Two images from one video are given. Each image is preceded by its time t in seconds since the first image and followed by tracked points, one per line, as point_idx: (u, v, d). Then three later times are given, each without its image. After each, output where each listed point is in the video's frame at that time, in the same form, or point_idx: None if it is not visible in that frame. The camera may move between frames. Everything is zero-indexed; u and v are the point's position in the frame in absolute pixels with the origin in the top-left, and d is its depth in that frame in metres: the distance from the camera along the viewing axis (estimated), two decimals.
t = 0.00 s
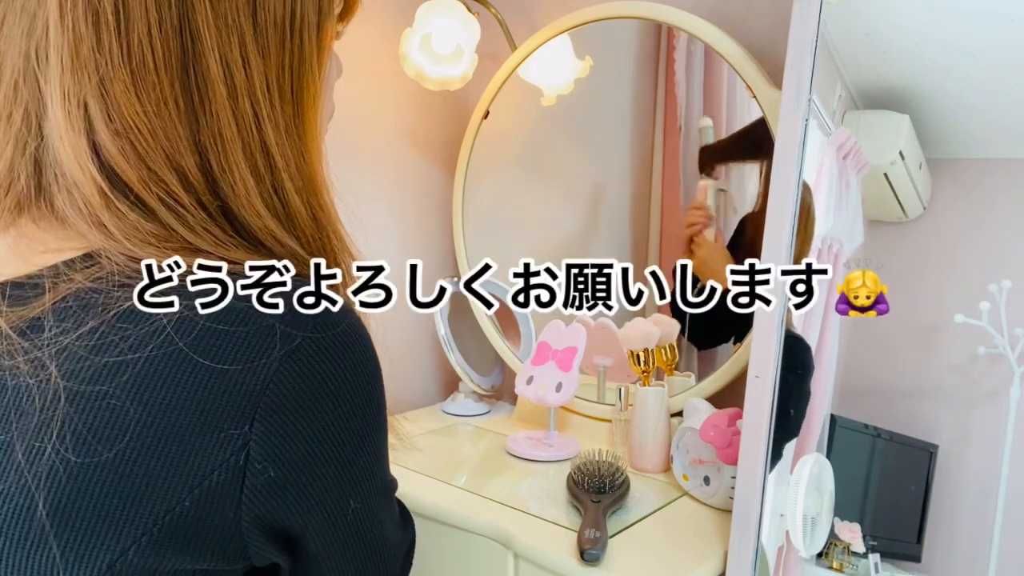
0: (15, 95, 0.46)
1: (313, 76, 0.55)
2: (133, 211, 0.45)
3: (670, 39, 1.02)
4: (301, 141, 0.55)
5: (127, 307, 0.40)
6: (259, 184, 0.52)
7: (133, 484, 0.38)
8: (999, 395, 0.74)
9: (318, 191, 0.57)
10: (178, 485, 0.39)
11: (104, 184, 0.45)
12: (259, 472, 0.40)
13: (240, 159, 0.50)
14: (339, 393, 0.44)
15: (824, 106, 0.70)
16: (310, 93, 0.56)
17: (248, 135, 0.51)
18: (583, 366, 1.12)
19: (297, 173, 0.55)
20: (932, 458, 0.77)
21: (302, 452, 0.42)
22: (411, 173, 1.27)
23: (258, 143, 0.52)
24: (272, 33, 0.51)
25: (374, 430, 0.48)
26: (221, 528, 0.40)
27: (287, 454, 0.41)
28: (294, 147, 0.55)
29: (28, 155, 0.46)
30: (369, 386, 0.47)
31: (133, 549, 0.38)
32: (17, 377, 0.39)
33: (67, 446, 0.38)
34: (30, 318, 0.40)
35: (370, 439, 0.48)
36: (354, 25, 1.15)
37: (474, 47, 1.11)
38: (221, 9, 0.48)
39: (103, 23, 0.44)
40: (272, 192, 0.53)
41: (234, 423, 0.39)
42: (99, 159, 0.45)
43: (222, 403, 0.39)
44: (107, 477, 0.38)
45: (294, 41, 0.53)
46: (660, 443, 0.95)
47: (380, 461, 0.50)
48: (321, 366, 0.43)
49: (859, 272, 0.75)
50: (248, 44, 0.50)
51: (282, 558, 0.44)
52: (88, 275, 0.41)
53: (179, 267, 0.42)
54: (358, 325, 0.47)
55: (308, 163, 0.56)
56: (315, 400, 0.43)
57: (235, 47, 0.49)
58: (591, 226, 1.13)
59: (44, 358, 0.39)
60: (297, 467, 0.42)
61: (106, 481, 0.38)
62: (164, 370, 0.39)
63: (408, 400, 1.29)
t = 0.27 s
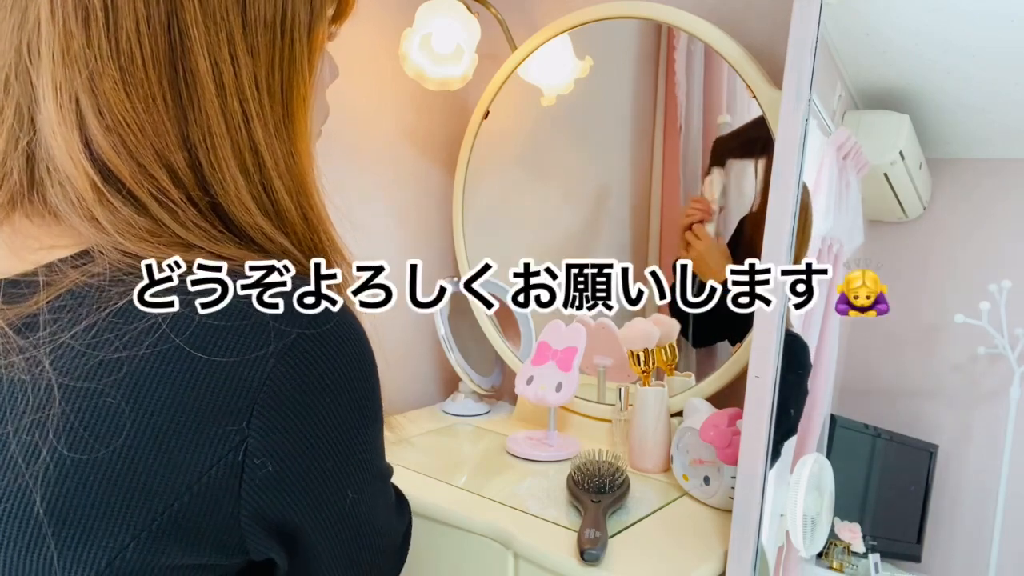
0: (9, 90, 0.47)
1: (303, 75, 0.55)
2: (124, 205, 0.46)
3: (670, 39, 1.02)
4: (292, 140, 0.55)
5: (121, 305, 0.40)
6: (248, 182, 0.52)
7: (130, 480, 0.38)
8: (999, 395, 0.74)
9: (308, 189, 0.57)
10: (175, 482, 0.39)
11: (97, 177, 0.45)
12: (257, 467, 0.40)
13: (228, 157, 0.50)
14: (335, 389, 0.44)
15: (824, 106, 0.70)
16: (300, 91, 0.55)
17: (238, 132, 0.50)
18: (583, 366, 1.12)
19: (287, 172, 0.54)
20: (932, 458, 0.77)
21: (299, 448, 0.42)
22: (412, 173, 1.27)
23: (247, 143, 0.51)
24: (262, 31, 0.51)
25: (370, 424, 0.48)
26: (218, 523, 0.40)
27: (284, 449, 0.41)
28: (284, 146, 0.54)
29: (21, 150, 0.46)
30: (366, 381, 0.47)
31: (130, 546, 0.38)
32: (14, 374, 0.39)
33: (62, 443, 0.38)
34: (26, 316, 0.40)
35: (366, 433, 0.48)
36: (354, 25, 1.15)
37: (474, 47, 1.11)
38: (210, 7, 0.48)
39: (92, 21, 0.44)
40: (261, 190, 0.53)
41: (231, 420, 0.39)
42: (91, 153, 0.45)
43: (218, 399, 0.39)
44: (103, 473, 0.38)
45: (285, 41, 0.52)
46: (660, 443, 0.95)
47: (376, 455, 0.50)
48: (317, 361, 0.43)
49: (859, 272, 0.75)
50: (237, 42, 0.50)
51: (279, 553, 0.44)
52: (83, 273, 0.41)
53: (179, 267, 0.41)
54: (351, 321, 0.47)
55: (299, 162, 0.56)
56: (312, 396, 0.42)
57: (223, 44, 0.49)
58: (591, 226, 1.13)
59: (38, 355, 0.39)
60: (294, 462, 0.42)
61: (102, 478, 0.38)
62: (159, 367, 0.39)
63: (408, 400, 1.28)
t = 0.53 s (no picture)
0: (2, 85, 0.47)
1: (288, 73, 0.54)
2: (115, 199, 0.46)
3: (670, 38, 1.02)
4: (277, 137, 0.55)
5: (113, 301, 0.40)
6: (236, 179, 0.51)
7: (124, 475, 0.38)
8: (999, 395, 0.74)
9: (295, 186, 0.57)
10: (169, 476, 0.39)
11: (86, 171, 0.45)
12: (251, 462, 0.40)
13: (213, 154, 0.50)
14: (329, 383, 0.44)
15: (824, 106, 0.70)
16: (286, 88, 0.55)
17: (223, 128, 0.50)
18: (583, 366, 1.12)
19: (273, 169, 0.54)
20: (933, 458, 0.76)
21: (293, 442, 0.42)
22: (412, 173, 1.27)
23: (232, 140, 0.51)
24: (246, 28, 0.51)
25: (365, 418, 0.48)
26: (213, 517, 0.40)
27: (278, 443, 0.41)
28: (269, 143, 0.54)
29: (13, 145, 0.47)
30: (360, 374, 0.47)
31: (125, 540, 0.38)
32: (7, 369, 0.39)
33: (55, 438, 0.38)
34: (22, 311, 0.40)
35: (360, 428, 0.48)
36: (354, 25, 1.15)
37: (474, 48, 1.11)
38: (193, 3, 0.47)
39: (76, 17, 0.44)
40: (247, 187, 0.52)
41: (225, 415, 0.39)
42: (79, 147, 0.45)
43: (211, 394, 0.39)
44: (97, 468, 0.38)
45: (270, 39, 0.52)
46: (660, 443, 0.95)
47: (371, 448, 0.50)
48: (311, 356, 0.43)
49: (859, 272, 0.75)
50: (221, 38, 0.49)
51: (273, 547, 0.44)
52: (77, 268, 0.41)
53: (179, 268, 0.41)
54: (344, 319, 0.47)
55: (284, 159, 0.55)
56: (305, 390, 0.42)
57: (206, 40, 0.48)
58: (591, 225, 1.13)
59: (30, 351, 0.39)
60: (288, 456, 0.42)
61: (96, 472, 0.38)
62: (153, 361, 0.39)
63: (408, 400, 1.28)
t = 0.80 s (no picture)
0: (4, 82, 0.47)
1: (280, 72, 0.54)
2: (110, 192, 0.46)
3: (669, 38, 1.02)
4: (268, 133, 0.55)
5: (109, 298, 0.40)
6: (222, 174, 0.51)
7: (123, 470, 0.38)
8: (999, 395, 0.74)
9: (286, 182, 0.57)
10: (169, 470, 0.39)
11: (83, 164, 0.45)
12: (250, 457, 0.40)
13: (205, 150, 0.50)
14: (327, 378, 0.45)
15: (824, 105, 0.70)
16: (278, 85, 0.54)
17: (215, 125, 0.50)
18: (583, 366, 1.12)
19: (264, 166, 0.54)
20: (933, 458, 0.76)
21: (292, 437, 0.43)
22: (412, 173, 1.27)
23: (225, 138, 0.51)
24: (237, 25, 0.51)
25: (362, 413, 0.49)
26: (213, 511, 0.40)
27: (277, 438, 0.42)
28: (259, 140, 0.54)
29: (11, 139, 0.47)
30: (357, 369, 0.47)
31: (124, 536, 0.38)
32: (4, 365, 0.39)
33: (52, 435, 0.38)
34: (19, 307, 0.40)
35: (358, 423, 0.48)
36: (353, 24, 1.15)
37: (474, 48, 1.11)
38: None
39: (72, 13, 0.44)
40: (239, 182, 0.52)
41: (223, 410, 0.40)
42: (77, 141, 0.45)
43: (210, 388, 0.39)
44: (95, 463, 0.38)
45: (263, 37, 0.52)
46: (660, 443, 0.95)
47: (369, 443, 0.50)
48: (309, 352, 0.43)
49: (859, 272, 0.75)
50: (213, 36, 0.49)
51: (273, 543, 0.44)
52: (75, 265, 0.41)
53: (179, 267, 0.41)
54: (340, 314, 0.47)
55: (276, 155, 0.55)
56: (304, 385, 0.43)
57: (198, 37, 0.48)
58: (591, 225, 1.13)
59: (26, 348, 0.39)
60: (287, 450, 0.42)
61: (94, 468, 0.38)
62: (150, 357, 0.39)
63: (408, 400, 1.28)
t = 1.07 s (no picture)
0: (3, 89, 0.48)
1: (283, 67, 0.53)
2: (102, 192, 0.46)
3: (669, 38, 1.02)
4: (273, 130, 0.53)
5: (96, 295, 0.40)
6: (219, 168, 0.50)
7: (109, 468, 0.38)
8: (999, 394, 0.74)
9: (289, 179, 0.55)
10: (155, 469, 0.39)
11: (73, 162, 0.45)
12: (237, 457, 0.40)
13: (204, 145, 0.49)
14: (318, 376, 0.44)
15: (825, 105, 0.69)
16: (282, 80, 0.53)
17: (212, 121, 0.49)
18: (583, 366, 1.12)
19: (266, 162, 0.53)
20: (933, 458, 0.77)
21: (281, 437, 0.42)
22: (411, 173, 1.27)
23: (224, 135, 0.50)
24: (238, 20, 0.50)
25: (362, 411, 0.47)
26: (202, 510, 0.40)
27: (266, 438, 0.41)
28: (264, 137, 0.53)
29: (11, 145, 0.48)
30: (352, 366, 0.46)
31: (112, 535, 0.38)
32: None
33: (40, 435, 0.38)
34: (10, 305, 0.41)
35: (357, 421, 0.47)
36: (353, 24, 1.15)
37: (474, 48, 1.11)
38: None
39: (72, 11, 0.44)
40: (239, 178, 0.51)
41: (208, 410, 0.39)
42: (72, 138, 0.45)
43: (193, 386, 0.39)
44: (81, 461, 0.38)
45: (264, 32, 0.51)
46: (660, 443, 0.95)
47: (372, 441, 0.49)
48: (296, 348, 0.42)
49: (859, 272, 0.75)
50: (213, 30, 0.48)
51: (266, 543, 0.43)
52: (66, 263, 0.41)
53: (179, 267, 0.41)
54: (331, 311, 0.46)
55: (281, 151, 0.54)
56: (294, 382, 0.42)
57: (198, 32, 0.48)
58: (591, 225, 1.13)
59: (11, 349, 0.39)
60: (278, 449, 0.42)
61: (81, 466, 0.38)
62: (135, 355, 0.39)
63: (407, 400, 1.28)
